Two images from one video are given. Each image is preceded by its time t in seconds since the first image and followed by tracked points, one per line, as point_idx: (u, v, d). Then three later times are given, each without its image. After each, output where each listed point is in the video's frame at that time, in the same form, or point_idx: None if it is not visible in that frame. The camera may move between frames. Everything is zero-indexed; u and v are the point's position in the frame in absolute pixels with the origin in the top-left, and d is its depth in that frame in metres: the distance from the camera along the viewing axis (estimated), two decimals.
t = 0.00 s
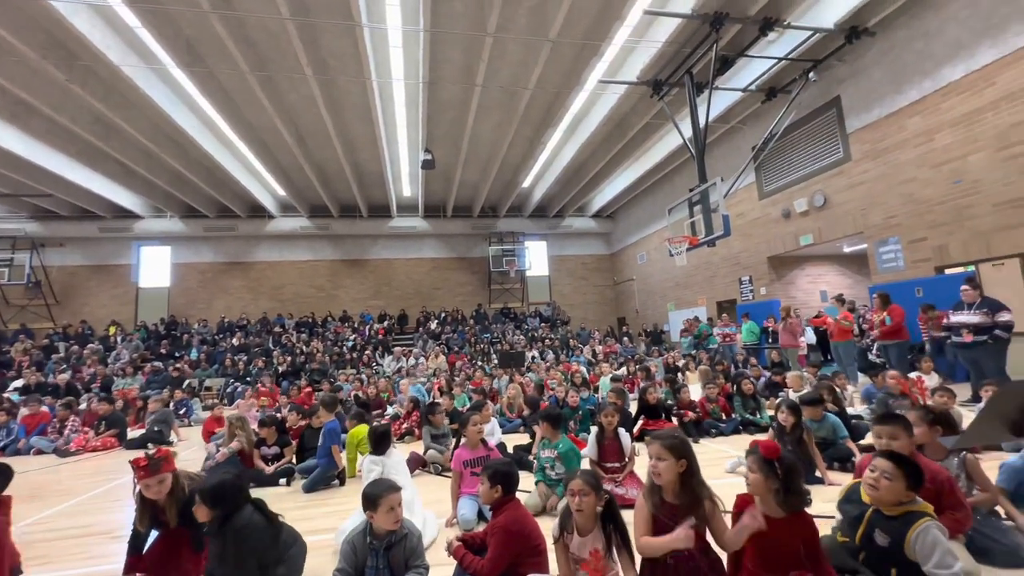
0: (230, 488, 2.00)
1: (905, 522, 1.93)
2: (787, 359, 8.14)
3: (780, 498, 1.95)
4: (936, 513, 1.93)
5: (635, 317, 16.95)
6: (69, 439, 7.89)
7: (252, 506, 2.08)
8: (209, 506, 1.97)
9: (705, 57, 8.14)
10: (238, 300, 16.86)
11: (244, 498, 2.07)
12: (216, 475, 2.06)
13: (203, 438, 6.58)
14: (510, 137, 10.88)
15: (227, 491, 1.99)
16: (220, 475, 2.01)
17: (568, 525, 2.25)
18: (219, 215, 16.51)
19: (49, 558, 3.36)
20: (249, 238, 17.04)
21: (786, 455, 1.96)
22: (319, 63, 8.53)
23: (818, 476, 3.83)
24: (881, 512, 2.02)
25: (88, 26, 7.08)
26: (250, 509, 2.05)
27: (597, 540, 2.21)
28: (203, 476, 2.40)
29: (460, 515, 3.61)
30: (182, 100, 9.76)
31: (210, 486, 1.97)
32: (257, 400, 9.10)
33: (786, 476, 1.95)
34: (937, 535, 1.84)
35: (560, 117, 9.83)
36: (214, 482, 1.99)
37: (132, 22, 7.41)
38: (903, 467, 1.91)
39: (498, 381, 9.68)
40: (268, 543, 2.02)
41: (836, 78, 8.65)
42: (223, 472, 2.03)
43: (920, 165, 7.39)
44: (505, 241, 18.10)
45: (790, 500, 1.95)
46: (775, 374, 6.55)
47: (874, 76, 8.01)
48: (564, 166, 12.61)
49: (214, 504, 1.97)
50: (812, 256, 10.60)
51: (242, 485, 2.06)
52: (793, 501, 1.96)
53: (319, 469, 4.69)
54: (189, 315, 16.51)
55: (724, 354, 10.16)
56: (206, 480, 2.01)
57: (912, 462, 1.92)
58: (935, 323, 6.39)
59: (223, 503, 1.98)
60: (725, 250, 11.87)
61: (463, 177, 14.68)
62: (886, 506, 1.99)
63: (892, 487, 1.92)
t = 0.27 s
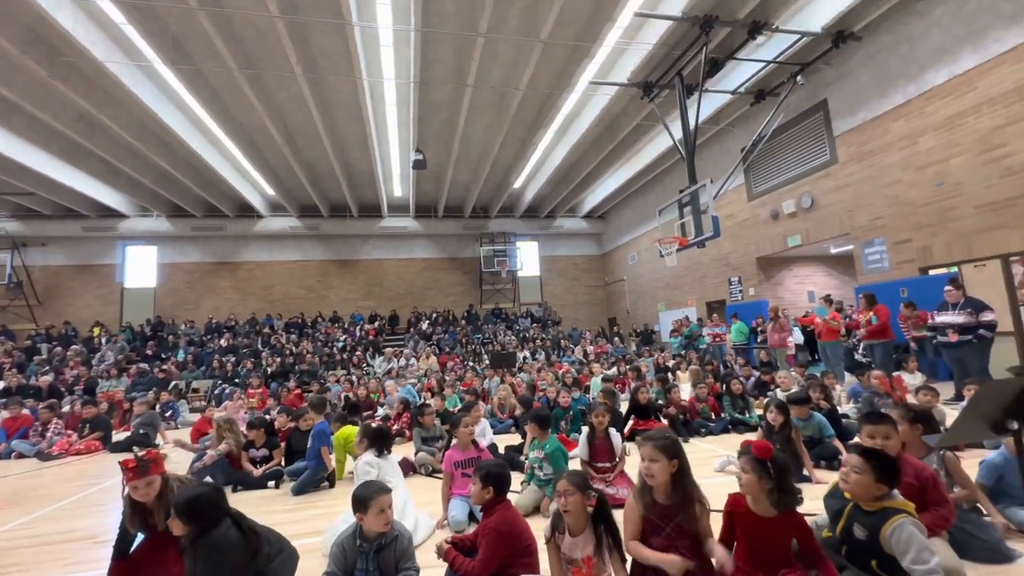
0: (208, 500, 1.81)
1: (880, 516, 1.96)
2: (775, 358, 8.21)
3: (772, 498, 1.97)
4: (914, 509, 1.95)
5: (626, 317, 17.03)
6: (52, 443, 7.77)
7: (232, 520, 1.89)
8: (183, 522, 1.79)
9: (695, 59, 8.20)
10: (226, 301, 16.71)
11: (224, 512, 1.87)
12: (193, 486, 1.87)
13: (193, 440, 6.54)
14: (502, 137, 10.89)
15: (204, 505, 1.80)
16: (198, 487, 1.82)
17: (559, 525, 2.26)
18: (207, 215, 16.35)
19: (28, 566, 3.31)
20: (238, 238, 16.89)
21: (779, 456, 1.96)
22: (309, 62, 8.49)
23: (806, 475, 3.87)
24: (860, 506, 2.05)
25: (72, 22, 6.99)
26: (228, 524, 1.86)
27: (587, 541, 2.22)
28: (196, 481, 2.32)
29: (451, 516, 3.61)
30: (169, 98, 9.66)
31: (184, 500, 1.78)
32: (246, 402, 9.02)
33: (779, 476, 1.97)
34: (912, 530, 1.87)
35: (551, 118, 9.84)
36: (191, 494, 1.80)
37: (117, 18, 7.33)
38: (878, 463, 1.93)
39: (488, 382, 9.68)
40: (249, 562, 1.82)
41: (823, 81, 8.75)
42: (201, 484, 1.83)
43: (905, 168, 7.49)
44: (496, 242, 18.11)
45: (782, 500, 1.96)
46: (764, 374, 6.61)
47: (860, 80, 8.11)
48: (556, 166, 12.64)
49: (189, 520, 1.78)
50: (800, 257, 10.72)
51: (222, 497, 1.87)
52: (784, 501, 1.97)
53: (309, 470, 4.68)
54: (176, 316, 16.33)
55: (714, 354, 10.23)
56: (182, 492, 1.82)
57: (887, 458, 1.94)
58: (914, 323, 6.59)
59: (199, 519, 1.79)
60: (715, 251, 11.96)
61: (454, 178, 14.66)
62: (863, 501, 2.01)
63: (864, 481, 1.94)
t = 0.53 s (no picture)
0: (191, 506, 1.78)
1: (849, 507, 2.01)
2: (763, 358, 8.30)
3: (759, 497, 1.98)
4: (882, 497, 1.99)
5: (616, 318, 17.10)
6: (33, 446, 7.64)
7: (216, 525, 1.87)
8: (166, 528, 1.77)
9: (685, 61, 8.27)
10: (213, 301, 16.54)
11: (207, 518, 1.85)
12: (177, 490, 1.84)
13: (180, 442, 6.47)
14: (492, 138, 10.90)
15: (187, 511, 1.78)
16: (181, 492, 1.79)
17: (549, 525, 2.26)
18: (193, 214, 16.17)
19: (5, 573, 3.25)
20: (224, 238, 16.71)
21: (765, 454, 1.97)
22: (298, 60, 8.44)
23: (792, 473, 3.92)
24: (832, 498, 2.08)
25: (55, 18, 6.89)
26: (212, 531, 1.83)
27: (576, 540, 2.23)
28: (181, 486, 2.31)
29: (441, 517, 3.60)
30: (154, 95, 9.55)
31: (164, 508, 1.75)
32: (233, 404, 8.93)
33: (765, 475, 1.98)
34: (879, 518, 1.91)
35: (542, 118, 9.86)
36: (173, 501, 1.77)
37: (102, 14, 7.24)
38: (844, 455, 1.97)
39: (479, 382, 9.66)
40: (231, 570, 1.80)
41: (809, 84, 8.85)
42: (183, 490, 1.80)
43: (888, 170, 7.61)
44: (486, 242, 18.10)
45: (768, 498, 1.98)
46: (752, 373, 6.66)
47: (845, 84, 8.21)
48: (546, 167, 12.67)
49: (171, 526, 1.76)
50: (787, 258, 10.83)
51: (205, 503, 1.85)
52: (770, 500, 1.99)
53: (297, 473, 4.65)
54: (161, 316, 16.13)
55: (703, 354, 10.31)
56: (165, 496, 1.79)
57: (855, 451, 1.97)
58: (892, 319, 6.73)
59: (181, 525, 1.77)
60: (704, 252, 12.04)
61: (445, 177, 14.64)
62: (833, 492, 2.05)
63: (836, 475, 1.98)
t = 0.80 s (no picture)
0: (182, 511, 1.76)
1: (842, 507, 2.04)
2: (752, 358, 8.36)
3: (746, 495, 2.00)
4: (872, 496, 2.03)
5: (608, 317, 17.15)
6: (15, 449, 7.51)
7: (208, 530, 1.85)
8: (158, 533, 1.74)
9: (676, 62, 8.30)
10: (202, 301, 16.38)
11: (199, 523, 1.83)
12: (168, 494, 1.80)
13: (168, 445, 6.39)
14: (484, 137, 10.89)
15: (179, 516, 1.75)
16: (172, 497, 1.76)
17: (541, 524, 2.26)
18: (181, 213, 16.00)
19: None
20: (212, 237, 16.56)
21: (751, 451, 1.98)
22: (287, 57, 8.38)
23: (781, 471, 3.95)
24: (824, 500, 2.11)
25: (38, 13, 6.79)
26: (205, 535, 1.82)
27: (568, 540, 2.23)
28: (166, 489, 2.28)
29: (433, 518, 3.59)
30: (140, 92, 9.44)
31: (156, 513, 1.72)
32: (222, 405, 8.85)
33: (751, 471, 2.00)
34: (873, 517, 1.95)
35: (534, 118, 9.87)
36: (164, 506, 1.74)
37: (87, 10, 7.15)
38: (836, 457, 1.99)
39: (470, 383, 9.65)
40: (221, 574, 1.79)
41: (798, 86, 8.92)
42: (175, 494, 1.78)
43: (875, 172, 7.70)
44: (478, 242, 18.08)
45: (755, 495, 2.00)
46: (742, 372, 6.71)
47: (833, 86, 8.29)
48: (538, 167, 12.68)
49: (163, 531, 1.74)
50: (777, 258, 10.92)
51: (196, 507, 1.82)
52: (758, 497, 2.01)
53: (286, 474, 4.61)
54: (148, 317, 15.94)
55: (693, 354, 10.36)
56: (156, 500, 1.76)
57: (845, 452, 1.99)
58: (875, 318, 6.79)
59: (173, 530, 1.74)
60: (695, 252, 12.11)
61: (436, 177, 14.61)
62: (826, 493, 2.08)
63: (828, 477, 2.00)
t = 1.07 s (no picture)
0: (181, 510, 1.73)
1: (822, 504, 2.06)
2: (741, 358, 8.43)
3: (730, 491, 2.02)
4: (854, 492, 2.05)
5: (598, 317, 17.20)
6: None
7: (202, 530, 1.84)
8: (155, 532, 1.71)
9: (665, 64, 8.36)
10: (188, 301, 16.20)
11: (195, 523, 1.81)
12: (166, 493, 1.77)
13: (153, 447, 6.29)
14: (475, 137, 10.88)
15: (178, 514, 1.73)
16: (172, 496, 1.73)
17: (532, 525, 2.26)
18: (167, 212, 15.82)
19: None
20: (198, 237, 16.38)
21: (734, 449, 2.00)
22: (276, 55, 8.32)
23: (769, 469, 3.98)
24: (806, 498, 2.14)
25: (20, 7, 6.68)
26: (200, 535, 1.81)
27: (559, 540, 2.23)
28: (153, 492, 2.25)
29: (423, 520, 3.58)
30: (125, 89, 9.32)
31: (155, 511, 1.69)
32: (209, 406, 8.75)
33: (736, 468, 2.02)
34: (852, 515, 1.98)
35: (525, 119, 9.88)
36: (163, 504, 1.71)
37: (70, 5, 7.05)
38: (817, 455, 2.01)
39: (461, 383, 9.63)
40: None
41: (786, 89, 9.01)
42: (174, 493, 1.75)
43: (860, 174, 7.79)
44: (469, 242, 18.07)
45: (739, 492, 2.02)
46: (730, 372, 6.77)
47: (819, 90, 8.38)
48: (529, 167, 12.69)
49: (161, 530, 1.71)
50: (765, 259, 11.03)
51: (193, 506, 1.80)
52: (742, 493, 2.03)
53: (275, 476, 4.56)
54: (133, 317, 15.73)
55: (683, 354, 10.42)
56: (155, 498, 1.74)
57: (827, 450, 2.01)
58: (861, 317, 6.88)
59: (171, 529, 1.72)
60: (684, 252, 12.19)
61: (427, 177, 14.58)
62: (807, 492, 2.10)
63: (811, 476, 2.03)
